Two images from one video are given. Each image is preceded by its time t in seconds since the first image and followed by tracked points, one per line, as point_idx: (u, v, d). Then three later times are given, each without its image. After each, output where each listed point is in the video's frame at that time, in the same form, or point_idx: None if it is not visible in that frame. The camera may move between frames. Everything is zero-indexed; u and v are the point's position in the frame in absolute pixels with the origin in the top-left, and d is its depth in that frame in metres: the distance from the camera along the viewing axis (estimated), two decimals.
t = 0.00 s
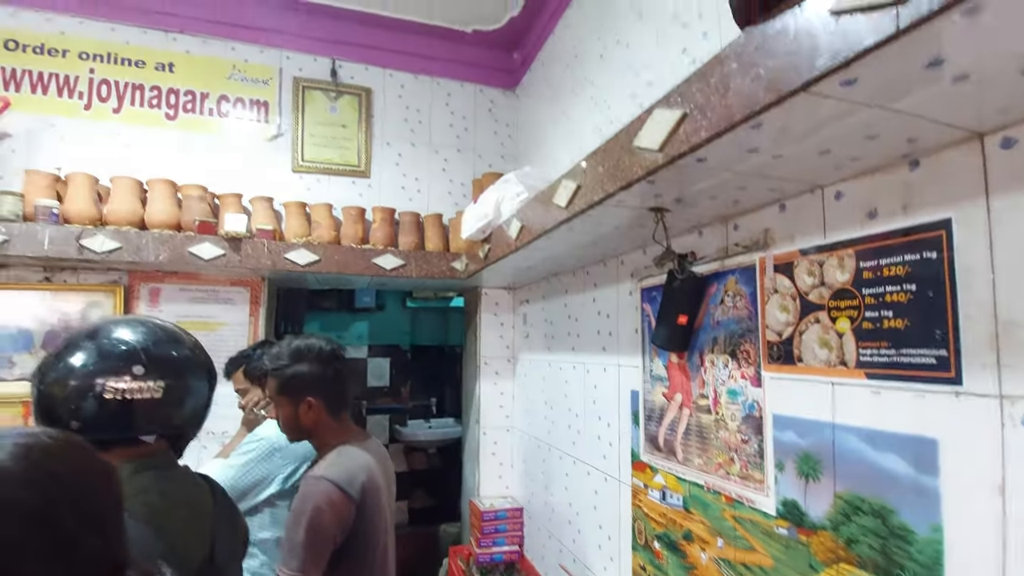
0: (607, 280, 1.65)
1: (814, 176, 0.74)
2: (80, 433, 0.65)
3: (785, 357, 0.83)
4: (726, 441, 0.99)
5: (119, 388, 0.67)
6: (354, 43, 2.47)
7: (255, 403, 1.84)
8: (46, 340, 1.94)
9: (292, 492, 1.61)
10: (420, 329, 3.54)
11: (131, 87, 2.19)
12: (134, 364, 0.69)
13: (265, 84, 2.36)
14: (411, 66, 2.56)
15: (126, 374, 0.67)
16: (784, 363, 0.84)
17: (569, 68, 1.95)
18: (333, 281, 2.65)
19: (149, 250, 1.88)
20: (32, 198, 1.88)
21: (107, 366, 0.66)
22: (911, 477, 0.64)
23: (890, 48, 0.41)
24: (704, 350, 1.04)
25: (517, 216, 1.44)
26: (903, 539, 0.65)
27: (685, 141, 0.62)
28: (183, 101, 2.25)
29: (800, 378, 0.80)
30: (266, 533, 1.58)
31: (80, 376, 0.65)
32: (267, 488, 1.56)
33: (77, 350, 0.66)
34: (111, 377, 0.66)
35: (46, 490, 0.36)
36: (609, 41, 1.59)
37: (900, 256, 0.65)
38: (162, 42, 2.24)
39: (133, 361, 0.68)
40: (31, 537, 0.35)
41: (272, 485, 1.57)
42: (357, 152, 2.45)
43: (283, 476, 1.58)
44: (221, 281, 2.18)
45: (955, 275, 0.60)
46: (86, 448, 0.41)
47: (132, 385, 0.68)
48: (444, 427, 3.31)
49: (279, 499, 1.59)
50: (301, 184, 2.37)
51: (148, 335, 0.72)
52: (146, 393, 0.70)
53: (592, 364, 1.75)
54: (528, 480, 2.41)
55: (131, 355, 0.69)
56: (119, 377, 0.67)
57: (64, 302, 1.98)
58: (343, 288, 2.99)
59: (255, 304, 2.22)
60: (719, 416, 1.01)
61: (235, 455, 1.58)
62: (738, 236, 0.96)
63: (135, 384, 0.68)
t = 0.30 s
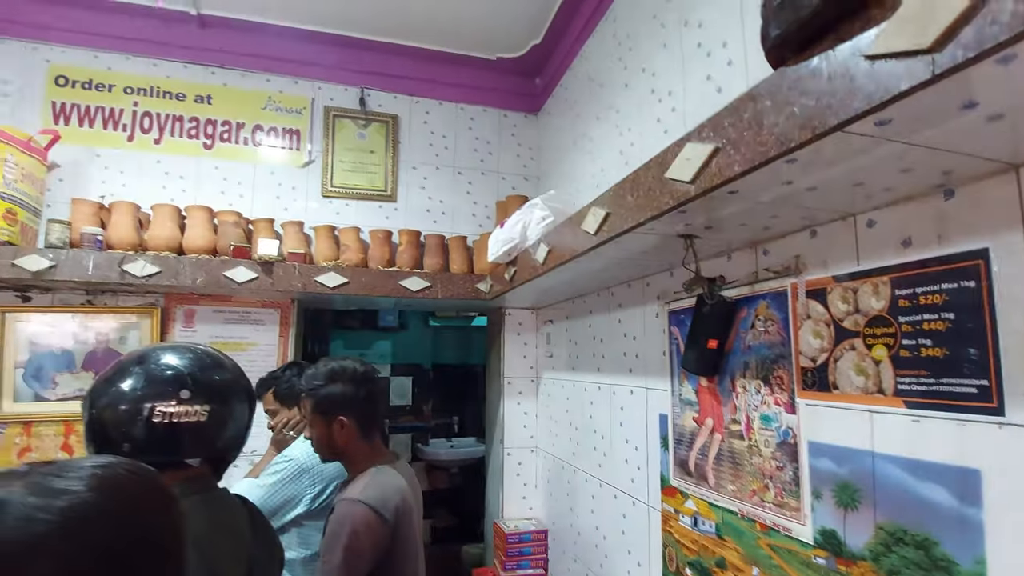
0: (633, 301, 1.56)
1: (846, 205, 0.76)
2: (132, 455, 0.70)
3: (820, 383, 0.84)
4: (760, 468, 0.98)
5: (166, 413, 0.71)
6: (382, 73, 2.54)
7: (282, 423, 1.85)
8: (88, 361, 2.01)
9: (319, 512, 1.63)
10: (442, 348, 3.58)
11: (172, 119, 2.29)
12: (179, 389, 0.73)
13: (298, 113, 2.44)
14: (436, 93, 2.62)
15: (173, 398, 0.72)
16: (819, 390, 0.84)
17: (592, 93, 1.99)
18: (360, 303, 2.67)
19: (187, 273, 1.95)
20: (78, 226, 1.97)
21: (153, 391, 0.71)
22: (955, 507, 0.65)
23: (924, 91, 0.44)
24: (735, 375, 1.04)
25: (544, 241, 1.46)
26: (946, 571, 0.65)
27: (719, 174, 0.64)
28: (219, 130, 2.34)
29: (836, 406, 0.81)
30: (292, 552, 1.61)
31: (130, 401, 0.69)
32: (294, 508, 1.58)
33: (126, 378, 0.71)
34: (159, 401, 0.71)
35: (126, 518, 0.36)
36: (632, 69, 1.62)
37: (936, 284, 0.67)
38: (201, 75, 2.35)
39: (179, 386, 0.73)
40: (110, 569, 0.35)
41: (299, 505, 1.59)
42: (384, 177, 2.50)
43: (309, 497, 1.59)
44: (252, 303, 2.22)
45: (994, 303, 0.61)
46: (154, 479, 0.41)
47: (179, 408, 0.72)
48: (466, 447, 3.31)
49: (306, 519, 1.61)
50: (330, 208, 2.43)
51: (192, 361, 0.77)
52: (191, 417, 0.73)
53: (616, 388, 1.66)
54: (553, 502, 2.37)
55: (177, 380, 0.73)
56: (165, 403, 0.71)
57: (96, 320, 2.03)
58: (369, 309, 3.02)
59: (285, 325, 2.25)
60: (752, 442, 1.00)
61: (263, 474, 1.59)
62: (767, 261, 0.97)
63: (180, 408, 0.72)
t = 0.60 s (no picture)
0: (654, 306, 1.55)
1: (876, 211, 0.75)
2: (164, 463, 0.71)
3: (851, 393, 0.82)
4: (789, 479, 0.96)
5: (197, 422, 0.72)
6: (401, 81, 2.57)
7: (304, 428, 1.86)
8: (117, 366, 2.05)
9: (341, 517, 1.63)
10: (460, 353, 3.58)
11: (197, 129, 2.34)
12: (209, 399, 0.74)
13: (319, 122, 2.47)
14: (455, 99, 2.63)
15: (201, 407, 0.73)
16: (850, 400, 0.82)
17: (611, 99, 1.98)
18: (380, 309, 2.68)
19: (213, 281, 1.99)
20: (109, 235, 2.01)
21: (182, 399, 0.72)
22: (994, 522, 0.63)
23: (959, 98, 0.43)
24: (763, 383, 1.02)
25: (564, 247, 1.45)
26: None
27: (746, 181, 0.64)
28: (243, 140, 2.38)
29: (869, 416, 0.79)
30: (314, 556, 1.62)
31: (160, 409, 0.71)
32: (317, 513, 1.59)
33: (156, 386, 0.73)
34: (187, 409, 0.72)
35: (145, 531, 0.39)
36: (652, 73, 1.61)
37: (973, 292, 0.66)
38: (226, 87, 2.40)
39: (207, 395, 0.74)
40: None
41: (321, 510, 1.60)
42: (403, 184, 2.52)
43: (331, 502, 1.60)
44: (275, 309, 2.25)
45: None
46: (186, 487, 0.44)
47: (207, 416, 0.73)
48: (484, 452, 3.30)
49: (328, 524, 1.62)
50: (350, 216, 2.45)
51: (220, 370, 0.78)
52: (220, 426, 0.74)
53: (637, 394, 1.64)
54: (573, 509, 2.34)
55: (206, 389, 0.74)
56: (196, 412, 0.72)
57: (123, 326, 2.08)
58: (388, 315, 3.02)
59: (306, 331, 2.27)
60: (780, 452, 0.98)
61: (286, 479, 1.61)
62: (795, 267, 0.95)
63: (210, 418, 0.73)
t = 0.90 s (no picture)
0: (670, 308, 1.54)
1: (901, 210, 0.73)
2: (183, 465, 0.71)
3: (876, 396, 0.81)
4: (811, 483, 0.94)
5: (215, 425, 0.72)
6: (414, 84, 2.57)
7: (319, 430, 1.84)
8: (136, 369, 2.08)
9: (356, 519, 1.64)
10: (473, 355, 3.60)
11: (214, 134, 2.37)
12: (226, 402, 0.74)
13: (333, 126, 2.49)
14: (468, 101, 2.64)
15: (219, 409, 0.73)
16: (875, 404, 0.81)
17: (624, 99, 1.96)
18: (393, 312, 2.68)
19: (230, 284, 2.00)
20: (128, 239, 2.04)
21: (201, 402, 0.72)
22: None
23: (992, 94, 0.42)
24: (783, 386, 1.00)
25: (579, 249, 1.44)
26: None
27: (767, 180, 0.63)
28: (259, 145, 2.40)
29: (894, 420, 0.78)
30: (330, 558, 1.63)
31: (179, 412, 0.71)
32: (333, 515, 1.60)
33: (176, 389, 0.73)
34: (206, 411, 0.72)
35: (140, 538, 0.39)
36: (666, 72, 1.60)
37: (1004, 293, 0.64)
38: (242, 92, 2.42)
39: (226, 397, 0.74)
40: None
41: (337, 512, 1.60)
42: (416, 186, 2.53)
43: (348, 504, 1.61)
44: (290, 312, 2.26)
45: None
46: (206, 497, 0.43)
47: (226, 419, 0.73)
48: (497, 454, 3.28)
49: (344, 525, 1.62)
50: (364, 218, 2.46)
51: (239, 373, 0.79)
52: (237, 430, 0.74)
53: (652, 396, 1.62)
54: (588, 513, 2.32)
55: (224, 391, 0.75)
56: (213, 415, 0.73)
57: (142, 330, 2.11)
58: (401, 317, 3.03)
59: (321, 334, 2.28)
60: (801, 456, 0.97)
61: (303, 480, 1.61)
62: (816, 267, 0.93)
63: (228, 421, 0.74)
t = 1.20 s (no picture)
0: (685, 311, 1.52)
1: (924, 211, 0.72)
2: (201, 470, 0.72)
3: (899, 400, 0.79)
4: (831, 488, 0.93)
5: (232, 430, 0.73)
6: (426, 89, 2.58)
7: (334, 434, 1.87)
8: (153, 373, 2.10)
9: (371, 523, 1.64)
10: (484, 359, 3.61)
11: (229, 141, 2.40)
12: (243, 407, 0.75)
13: (345, 131, 2.50)
14: (479, 105, 2.64)
15: (238, 414, 0.74)
16: (898, 408, 0.79)
17: (636, 100, 1.95)
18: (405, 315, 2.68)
19: (245, 289, 2.02)
20: (146, 245, 2.07)
21: (219, 407, 0.73)
22: None
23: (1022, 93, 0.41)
24: (802, 390, 0.99)
25: (592, 252, 1.43)
26: None
27: (788, 183, 0.62)
28: (273, 151, 2.43)
29: (917, 425, 0.76)
30: (345, 561, 1.64)
31: (198, 417, 0.72)
32: (348, 518, 1.60)
33: (194, 394, 0.74)
34: (224, 417, 0.73)
35: (160, 547, 0.40)
36: (679, 73, 1.59)
37: None
38: (256, 99, 2.45)
39: (243, 402, 0.75)
40: None
41: (352, 516, 1.61)
42: (428, 190, 2.53)
43: (363, 507, 1.61)
44: (304, 316, 2.27)
45: None
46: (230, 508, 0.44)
47: (244, 423, 0.74)
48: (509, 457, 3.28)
49: (359, 529, 1.63)
50: (376, 223, 2.47)
51: (256, 378, 0.79)
52: (255, 434, 0.75)
53: (667, 400, 1.61)
54: (601, 517, 2.31)
55: (242, 396, 0.75)
56: (231, 420, 0.73)
57: (159, 334, 2.13)
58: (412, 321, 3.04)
59: (334, 338, 2.28)
60: (821, 461, 0.95)
61: (318, 484, 1.61)
62: (835, 270, 0.92)
63: (246, 425, 0.74)
